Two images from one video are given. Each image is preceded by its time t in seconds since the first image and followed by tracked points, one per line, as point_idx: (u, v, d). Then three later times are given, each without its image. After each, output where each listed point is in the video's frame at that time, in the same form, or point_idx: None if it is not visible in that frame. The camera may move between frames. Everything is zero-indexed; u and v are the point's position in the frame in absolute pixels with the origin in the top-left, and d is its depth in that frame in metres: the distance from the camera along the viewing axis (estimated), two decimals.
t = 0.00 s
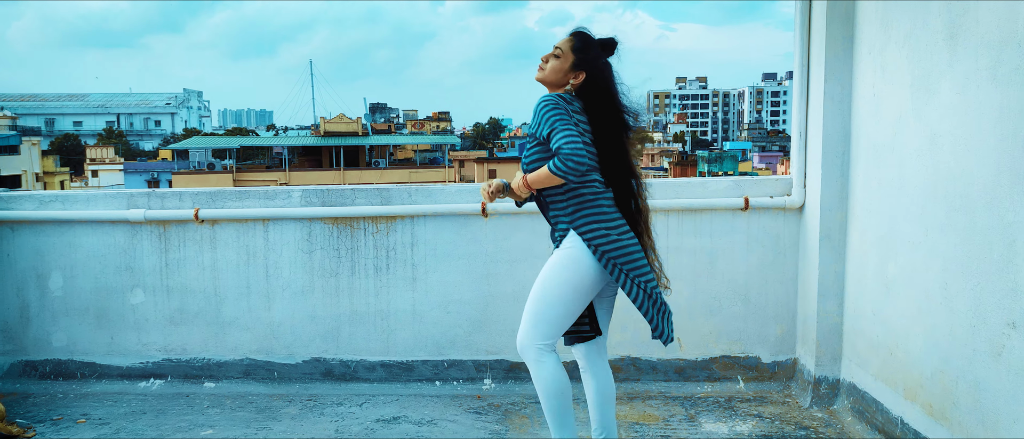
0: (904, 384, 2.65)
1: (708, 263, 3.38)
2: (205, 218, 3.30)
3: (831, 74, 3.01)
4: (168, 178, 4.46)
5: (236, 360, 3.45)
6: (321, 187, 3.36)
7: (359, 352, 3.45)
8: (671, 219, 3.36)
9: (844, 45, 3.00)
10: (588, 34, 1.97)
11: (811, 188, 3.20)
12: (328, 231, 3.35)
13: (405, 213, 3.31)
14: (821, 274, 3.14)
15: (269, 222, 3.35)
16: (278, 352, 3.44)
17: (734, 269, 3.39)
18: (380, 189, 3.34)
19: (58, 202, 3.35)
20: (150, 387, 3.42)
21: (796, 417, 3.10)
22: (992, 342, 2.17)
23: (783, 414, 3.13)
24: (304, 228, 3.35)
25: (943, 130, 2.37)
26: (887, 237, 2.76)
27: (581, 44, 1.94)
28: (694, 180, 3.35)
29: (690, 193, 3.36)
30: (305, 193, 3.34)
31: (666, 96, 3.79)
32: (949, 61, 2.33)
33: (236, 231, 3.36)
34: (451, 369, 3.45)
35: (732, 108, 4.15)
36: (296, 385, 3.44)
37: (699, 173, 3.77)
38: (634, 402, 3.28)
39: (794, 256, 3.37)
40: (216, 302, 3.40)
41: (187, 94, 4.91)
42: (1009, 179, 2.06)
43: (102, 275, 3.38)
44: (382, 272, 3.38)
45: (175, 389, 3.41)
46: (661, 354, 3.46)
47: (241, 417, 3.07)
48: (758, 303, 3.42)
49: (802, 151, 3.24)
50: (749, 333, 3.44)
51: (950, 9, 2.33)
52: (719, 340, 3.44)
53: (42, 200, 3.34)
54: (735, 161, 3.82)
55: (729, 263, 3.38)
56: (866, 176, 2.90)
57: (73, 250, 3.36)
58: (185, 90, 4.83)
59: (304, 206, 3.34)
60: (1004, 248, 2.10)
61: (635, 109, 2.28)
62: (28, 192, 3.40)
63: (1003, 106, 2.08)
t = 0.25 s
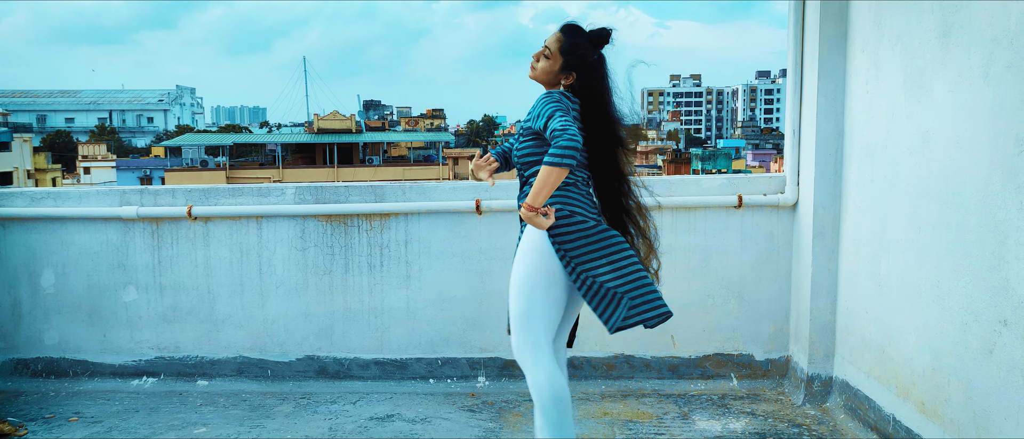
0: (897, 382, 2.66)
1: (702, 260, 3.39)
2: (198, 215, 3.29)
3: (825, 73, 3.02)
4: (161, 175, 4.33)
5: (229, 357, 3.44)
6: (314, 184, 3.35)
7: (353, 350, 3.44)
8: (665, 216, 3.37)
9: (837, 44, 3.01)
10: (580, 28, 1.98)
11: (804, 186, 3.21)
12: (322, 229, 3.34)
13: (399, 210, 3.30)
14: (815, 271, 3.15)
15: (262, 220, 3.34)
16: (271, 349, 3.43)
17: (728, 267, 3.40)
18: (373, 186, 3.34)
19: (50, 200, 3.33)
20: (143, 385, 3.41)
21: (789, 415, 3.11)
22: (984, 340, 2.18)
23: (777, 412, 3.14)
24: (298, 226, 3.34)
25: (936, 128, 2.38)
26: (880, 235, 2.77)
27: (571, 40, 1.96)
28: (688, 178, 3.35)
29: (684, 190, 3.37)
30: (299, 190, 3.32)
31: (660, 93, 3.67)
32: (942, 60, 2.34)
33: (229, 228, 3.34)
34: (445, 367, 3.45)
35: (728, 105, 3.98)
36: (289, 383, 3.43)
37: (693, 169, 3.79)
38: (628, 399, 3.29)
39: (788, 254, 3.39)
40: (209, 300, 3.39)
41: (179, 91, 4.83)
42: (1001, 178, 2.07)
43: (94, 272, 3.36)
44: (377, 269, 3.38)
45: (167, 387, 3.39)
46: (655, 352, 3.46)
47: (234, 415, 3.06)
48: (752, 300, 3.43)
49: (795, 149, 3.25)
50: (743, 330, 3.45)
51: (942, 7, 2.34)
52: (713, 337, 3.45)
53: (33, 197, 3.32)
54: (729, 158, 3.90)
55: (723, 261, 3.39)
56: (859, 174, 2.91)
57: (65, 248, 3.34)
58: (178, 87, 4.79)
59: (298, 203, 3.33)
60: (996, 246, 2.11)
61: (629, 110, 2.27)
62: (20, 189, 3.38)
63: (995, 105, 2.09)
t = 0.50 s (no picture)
0: (897, 379, 2.66)
1: (702, 258, 3.39)
2: (198, 212, 3.29)
3: (825, 70, 3.02)
4: (161, 172, 4.36)
5: (229, 354, 3.44)
6: (314, 181, 3.35)
7: (352, 347, 3.44)
8: (665, 214, 3.36)
9: (837, 41, 3.01)
10: (575, 43, 2.02)
11: (805, 183, 3.21)
12: (322, 226, 3.34)
13: (399, 207, 3.30)
14: (815, 268, 3.15)
15: (262, 217, 3.33)
16: (271, 346, 3.43)
17: (728, 264, 3.40)
18: (373, 184, 3.35)
19: (49, 196, 3.32)
20: (143, 381, 3.40)
21: (789, 412, 3.12)
22: (984, 337, 2.18)
23: (777, 409, 3.14)
24: (297, 222, 3.34)
25: (936, 126, 2.37)
26: (880, 232, 2.77)
27: (568, 56, 2.00)
28: (688, 175, 3.35)
29: (684, 188, 3.37)
30: (299, 187, 3.32)
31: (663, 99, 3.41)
32: (942, 57, 2.33)
33: (229, 225, 3.34)
34: (445, 364, 3.45)
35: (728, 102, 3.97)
36: (289, 380, 3.43)
37: (693, 168, 3.76)
38: (628, 396, 3.29)
39: (788, 251, 3.38)
40: (209, 296, 3.39)
41: (178, 87, 4.77)
42: (1001, 175, 2.07)
43: (94, 269, 3.36)
44: (377, 266, 3.38)
45: (167, 383, 3.39)
46: (655, 349, 3.46)
47: (234, 412, 3.05)
48: (752, 298, 3.43)
49: (795, 146, 3.25)
50: (743, 328, 3.45)
51: (943, 4, 2.33)
52: (713, 334, 3.45)
53: (32, 194, 3.32)
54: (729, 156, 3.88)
55: (723, 258, 3.39)
56: (859, 171, 2.91)
57: (64, 244, 3.34)
58: (178, 83, 4.78)
59: (297, 200, 3.33)
60: (997, 243, 2.11)
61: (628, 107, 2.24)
62: (19, 186, 3.37)
63: (996, 102, 2.08)
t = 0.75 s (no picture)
0: (899, 379, 2.65)
1: (703, 257, 3.39)
2: (199, 211, 3.29)
3: (827, 69, 3.01)
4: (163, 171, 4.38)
5: (230, 353, 3.44)
6: (315, 180, 3.35)
7: (354, 346, 3.44)
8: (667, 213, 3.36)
9: (839, 40, 3.00)
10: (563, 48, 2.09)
11: (806, 183, 3.21)
12: (324, 225, 3.34)
13: (401, 206, 3.30)
14: (816, 267, 3.15)
15: (264, 216, 3.33)
16: (272, 345, 3.43)
17: (730, 264, 3.39)
18: (375, 183, 3.35)
19: (51, 195, 3.32)
20: (145, 380, 3.41)
21: (791, 411, 3.11)
22: (986, 336, 2.18)
23: (778, 409, 3.14)
24: (298, 221, 3.34)
25: (939, 125, 2.37)
26: (882, 231, 2.76)
27: (553, 60, 2.06)
28: (689, 174, 3.35)
29: (686, 187, 3.36)
30: (301, 186, 3.33)
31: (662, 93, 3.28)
32: (945, 56, 2.33)
33: (230, 224, 3.34)
34: (447, 363, 3.45)
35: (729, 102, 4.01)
36: (291, 379, 3.43)
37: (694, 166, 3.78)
38: (630, 396, 3.28)
39: (790, 251, 3.38)
40: (210, 295, 3.39)
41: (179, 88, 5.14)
42: (1004, 174, 2.06)
43: (96, 267, 3.36)
44: (378, 265, 3.38)
45: (169, 382, 3.40)
46: (657, 348, 3.46)
47: (235, 411, 3.06)
48: (754, 297, 3.42)
49: (798, 145, 3.24)
50: (745, 327, 3.44)
51: (945, 3, 2.33)
52: (715, 333, 3.45)
53: (34, 192, 3.32)
54: (731, 156, 3.94)
55: (725, 257, 3.39)
56: (861, 170, 2.90)
57: (66, 243, 3.34)
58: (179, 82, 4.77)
59: (299, 199, 3.33)
60: (999, 243, 2.10)
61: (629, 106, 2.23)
62: (21, 184, 3.38)
63: (999, 101, 2.08)
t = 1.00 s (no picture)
0: (899, 376, 2.65)
1: (704, 255, 3.38)
2: (199, 209, 3.29)
3: (827, 66, 3.01)
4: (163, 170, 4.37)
5: (231, 352, 3.44)
6: (315, 179, 3.35)
7: (354, 344, 3.44)
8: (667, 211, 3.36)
9: (839, 36, 3.00)
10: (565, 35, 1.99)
11: (807, 180, 3.20)
12: (324, 223, 3.34)
13: (401, 205, 3.30)
14: (817, 265, 3.14)
15: (264, 214, 3.33)
16: (273, 344, 3.44)
17: (730, 261, 3.39)
18: (375, 181, 3.35)
19: (51, 194, 3.33)
20: (145, 379, 3.41)
21: (791, 409, 3.11)
22: (986, 334, 2.17)
23: (778, 406, 3.14)
24: (298, 220, 3.34)
25: (939, 121, 2.37)
26: (883, 229, 2.76)
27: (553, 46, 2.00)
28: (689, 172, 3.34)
29: (686, 184, 3.36)
30: (300, 185, 3.33)
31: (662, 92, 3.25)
32: (945, 53, 2.32)
33: (230, 223, 3.34)
34: (447, 361, 3.45)
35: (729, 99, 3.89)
36: (291, 378, 3.44)
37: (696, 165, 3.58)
38: (630, 394, 3.28)
39: (789, 248, 3.38)
40: (211, 294, 3.39)
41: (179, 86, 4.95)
42: (1005, 171, 2.06)
43: (95, 266, 3.36)
44: (378, 263, 3.38)
45: (169, 381, 3.40)
46: (657, 346, 3.46)
47: (236, 410, 3.06)
48: (754, 295, 3.42)
49: (798, 143, 3.24)
50: (745, 325, 3.44)
51: None
52: (715, 331, 3.45)
53: (35, 191, 3.32)
54: (731, 153, 3.91)
55: (725, 255, 3.38)
56: (862, 168, 2.90)
57: (66, 242, 3.34)
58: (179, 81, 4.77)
59: (299, 198, 3.33)
60: (999, 240, 2.10)
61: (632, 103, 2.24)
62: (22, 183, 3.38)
63: (999, 98, 2.07)
